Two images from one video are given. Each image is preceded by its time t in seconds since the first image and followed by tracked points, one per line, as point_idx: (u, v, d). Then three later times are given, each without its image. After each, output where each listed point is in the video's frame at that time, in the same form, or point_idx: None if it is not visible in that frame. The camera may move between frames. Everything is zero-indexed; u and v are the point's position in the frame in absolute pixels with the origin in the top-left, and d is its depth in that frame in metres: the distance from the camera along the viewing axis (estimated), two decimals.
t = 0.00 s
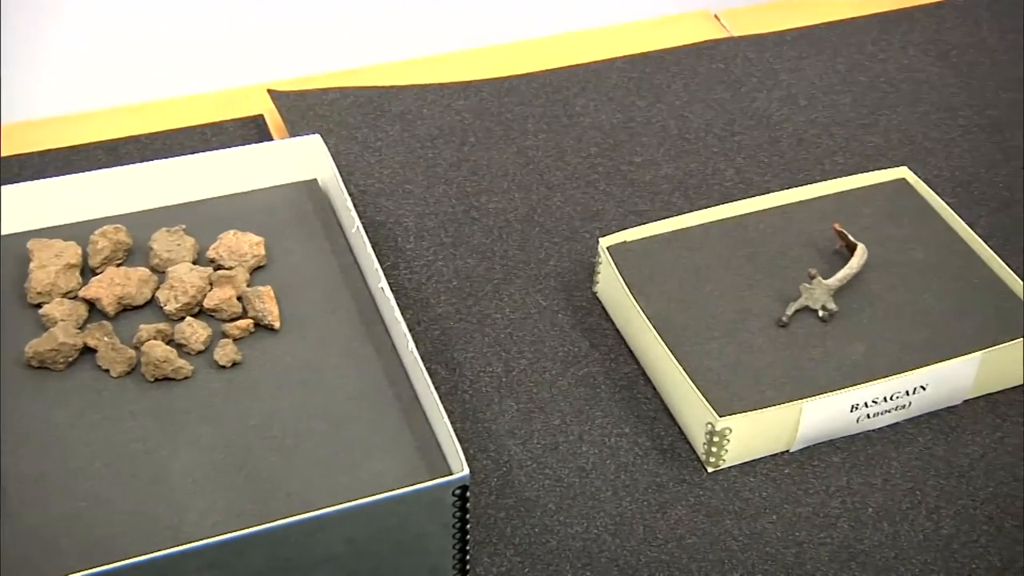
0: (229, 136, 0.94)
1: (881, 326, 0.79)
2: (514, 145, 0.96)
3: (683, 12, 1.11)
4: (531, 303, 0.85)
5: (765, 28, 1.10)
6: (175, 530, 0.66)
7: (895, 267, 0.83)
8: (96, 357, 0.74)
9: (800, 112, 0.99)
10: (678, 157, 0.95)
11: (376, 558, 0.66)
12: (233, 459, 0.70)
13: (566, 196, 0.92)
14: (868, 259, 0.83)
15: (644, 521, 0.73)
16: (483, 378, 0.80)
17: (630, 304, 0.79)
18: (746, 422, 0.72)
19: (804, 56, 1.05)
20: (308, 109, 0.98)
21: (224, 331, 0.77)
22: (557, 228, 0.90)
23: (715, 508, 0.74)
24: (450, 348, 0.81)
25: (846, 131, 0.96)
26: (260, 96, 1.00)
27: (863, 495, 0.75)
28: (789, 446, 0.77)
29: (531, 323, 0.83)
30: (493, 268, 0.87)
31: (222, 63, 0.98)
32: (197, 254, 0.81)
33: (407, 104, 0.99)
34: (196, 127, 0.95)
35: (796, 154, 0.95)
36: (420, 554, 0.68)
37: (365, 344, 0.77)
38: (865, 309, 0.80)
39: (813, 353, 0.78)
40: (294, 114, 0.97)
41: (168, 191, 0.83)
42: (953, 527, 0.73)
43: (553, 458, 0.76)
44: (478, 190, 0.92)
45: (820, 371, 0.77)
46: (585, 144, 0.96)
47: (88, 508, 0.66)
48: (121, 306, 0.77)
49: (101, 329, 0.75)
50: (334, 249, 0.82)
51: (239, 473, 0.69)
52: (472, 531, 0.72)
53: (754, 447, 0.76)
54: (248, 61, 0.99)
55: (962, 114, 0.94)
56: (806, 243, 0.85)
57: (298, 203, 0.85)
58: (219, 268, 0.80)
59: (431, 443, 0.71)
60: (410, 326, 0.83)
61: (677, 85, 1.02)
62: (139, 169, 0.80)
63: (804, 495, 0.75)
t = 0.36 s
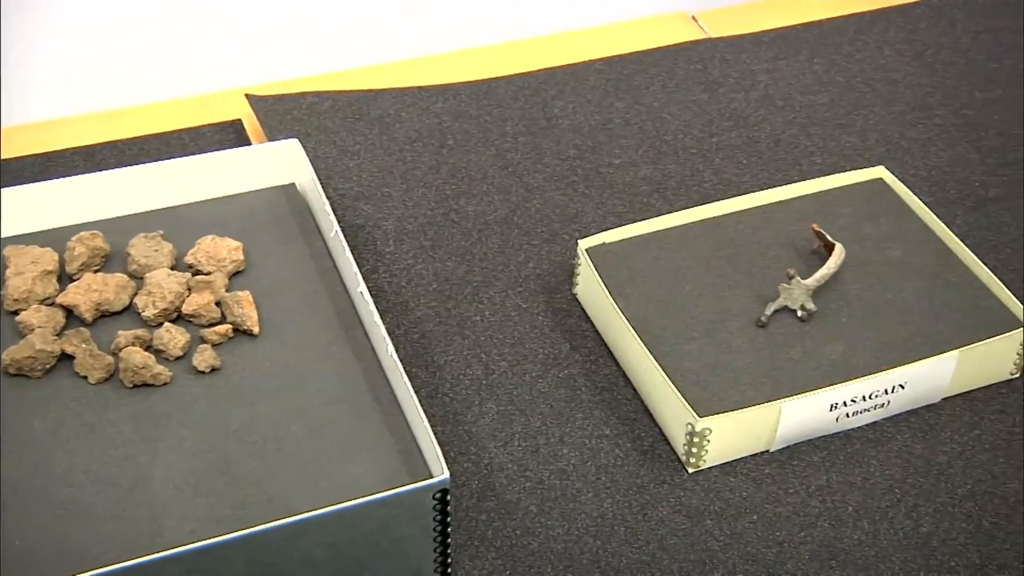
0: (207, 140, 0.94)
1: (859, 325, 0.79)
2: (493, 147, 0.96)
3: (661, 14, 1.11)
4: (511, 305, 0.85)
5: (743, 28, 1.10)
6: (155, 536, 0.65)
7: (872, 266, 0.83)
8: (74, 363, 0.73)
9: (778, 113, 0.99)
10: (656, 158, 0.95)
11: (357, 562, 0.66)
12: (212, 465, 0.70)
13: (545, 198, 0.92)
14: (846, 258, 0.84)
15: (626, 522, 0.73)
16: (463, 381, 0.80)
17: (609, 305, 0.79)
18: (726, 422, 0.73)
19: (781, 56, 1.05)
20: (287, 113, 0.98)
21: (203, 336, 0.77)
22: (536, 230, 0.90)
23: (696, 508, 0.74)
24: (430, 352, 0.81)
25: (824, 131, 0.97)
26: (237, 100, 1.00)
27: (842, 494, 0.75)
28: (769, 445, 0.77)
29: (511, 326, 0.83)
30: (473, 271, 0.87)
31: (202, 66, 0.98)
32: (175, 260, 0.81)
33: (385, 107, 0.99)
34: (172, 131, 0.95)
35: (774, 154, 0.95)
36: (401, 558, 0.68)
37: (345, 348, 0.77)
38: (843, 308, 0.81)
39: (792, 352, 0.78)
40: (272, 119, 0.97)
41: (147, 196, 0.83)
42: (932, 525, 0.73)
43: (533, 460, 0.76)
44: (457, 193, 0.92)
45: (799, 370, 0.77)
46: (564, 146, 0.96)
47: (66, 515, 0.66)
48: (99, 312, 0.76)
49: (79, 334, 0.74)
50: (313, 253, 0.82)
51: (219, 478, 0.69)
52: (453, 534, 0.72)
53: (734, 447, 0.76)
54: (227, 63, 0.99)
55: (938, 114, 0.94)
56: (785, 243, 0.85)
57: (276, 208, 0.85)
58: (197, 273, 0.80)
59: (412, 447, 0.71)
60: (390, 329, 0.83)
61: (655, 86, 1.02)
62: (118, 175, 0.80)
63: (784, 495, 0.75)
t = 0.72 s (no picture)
0: (188, 145, 0.94)
1: (840, 325, 0.80)
2: (475, 149, 0.96)
3: (641, 15, 1.11)
4: (494, 307, 0.85)
5: (723, 29, 1.11)
6: (138, 541, 0.65)
7: (854, 265, 0.83)
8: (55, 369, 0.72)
9: (759, 113, 0.99)
10: (638, 159, 0.95)
11: (341, 565, 0.66)
12: (195, 469, 0.69)
13: (527, 200, 0.92)
14: (827, 257, 0.84)
15: (610, 523, 0.73)
16: (446, 383, 0.80)
17: (591, 306, 0.80)
18: (709, 422, 0.73)
19: (761, 57, 1.05)
20: (268, 117, 0.97)
21: (184, 341, 0.77)
22: (519, 232, 0.90)
23: (679, 508, 0.74)
24: (413, 354, 0.81)
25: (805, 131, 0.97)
26: (219, 104, 1.00)
27: (825, 493, 0.75)
28: (752, 445, 0.77)
29: (494, 327, 0.83)
30: (455, 273, 0.87)
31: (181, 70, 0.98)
32: (156, 264, 0.81)
33: (366, 109, 0.99)
34: (152, 136, 0.94)
35: (755, 155, 0.95)
36: (384, 561, 0.67)
37: (328, 351, 0.77)
38: (825, 308, 0.81)
39: (774, 352, 0.78)
40: (253, 123, 0.97)
41: (126, 199, 0.83)
42: (915, 522, 0.74)
43: (517, 461, 0.76)
44: (439, 195, 0.92)
45: (782, 370, 0.77)
46: (545, 147, 0.96)
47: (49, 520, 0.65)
48: (79, 317, 0.76)
49: (59, 341, 0.74)
50: (294, 257, 0.82)
51: (202, 482, 0.69)
52: (437, 537, 0.72)
53: (717, 446, 0.76)
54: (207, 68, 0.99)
55: (918, 114, 0.95)
56: (767, 243, 0.85)
57: (257, 211, 0.85)
58: (179, 277, 0.80)
59: (395, 450, 0.71)
60: (373, 332, 0.82)
61: (637, 88, 1.02)
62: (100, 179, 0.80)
63: (768, 494, 0.75)
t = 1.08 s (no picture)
0: (165, 149, 0.93)
1: (820, 323, 0.80)
2: (453, 151, 0.96)
3: (617, 16, 1.11)
4: (473, 309, 0.85)
5: (700, 29, 1.11)
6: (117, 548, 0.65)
7: (832, 264, 0.84)
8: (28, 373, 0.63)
9: (737, 113, 1.00)
10: (616, 160, 0.95)
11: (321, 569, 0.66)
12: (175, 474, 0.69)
13: (506, 202, 0.92)
14: (806, 256, 0.84)
15: (591, 523, 0.73)
16: (426, 385, 0.80)
17: (571, 307, 0.80)
18: (689, 421, 0.73)
19: (738, 57, 1.05)
20: (245, 120, 0.97)
21: (163, 345, 0.75)
22: (498, 233, 0.90)
23: (660, 508, 0.74)
24: (392, 357, 0.81)
25: (783, 131, 0.97)
26: (197, 108, 0.99)
27: (805, 491, 0.76)
28: (732, 444, 0.77)
29: (474, 329, 0.83)
30: (434, 275, 0.87)
31: (160, 74, 0.97)
32: (134, 268, 0.81)
33: (344, 112, 0.99)
34: (131, 141, 0.94)
35: (733, 155, 0.95)
36: (365, 564, 0.67)
37: (307, 355, 0.76)
38: (803, 307, 0.81)
39: (754, 351, 0.78)
40: (230, 126, 0.97)
41: (103, 204, 0.83)
42: (894, 519, 0.74)
43: (497, 463, 0.76)
44: (418, 197, 0.92)
45: (761, 369, 0.77)
46: (524, 149, 0.96)
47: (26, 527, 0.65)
48: (56, 323, 0.70)
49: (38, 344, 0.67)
50: (273, 261, 0.82)
51: (181, 488, 0.68)
52: (418, 539, 0.72)
53: (697, 446, 0.76)
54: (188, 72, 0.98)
55: (895, 112, 0.98)
56: (745, 242, 0.85)
57: (235, 215, 0.85)
58: (156, 282, 0.80)
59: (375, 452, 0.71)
60: (352, 335, 0.82)
61: (614, 88, 1.02)
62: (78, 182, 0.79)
63: (748, 493, 0.75)
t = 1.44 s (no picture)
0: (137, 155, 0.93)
1: (793, 322, 0.80)
2: (427, 154, 0.96)
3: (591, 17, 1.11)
4: (448, 311, 0.85)
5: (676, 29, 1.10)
6: (91, 556, 0.64)
7: (804, 263, 0.84)
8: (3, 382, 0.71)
9: (708, 113, 1.00)
10: (590, 161, 0.95)
11: (296, 573, 0.66)
12: (149, 481, 0.69)
13: (480, 204, 0.92)
14: (778, 255, 0.84)
15: (567, 524, 0.73)
16: (402, 389, 0.80)
17: (545, 309, 0.80)
18: (663, 421, 0.73)
19: (710, 57, 1.06)
20: (217, 125, 0.97)
21: (135, 351, 0.76)
22: (472, 236, 0.90)
23: (636, 508, 0.75)
24: (367, 360, 0.81)
25: (755, 130, 0.97)
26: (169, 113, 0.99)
27: (781, 489, 0.76)
28: (707, 443, 0.78)
29: (449, 332, 0.83)
30: (409, 278, 0.87)
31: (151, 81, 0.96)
32: (106, 275, 0.80)
33: (317, 116, 0.99)
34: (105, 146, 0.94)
35: (705, 155, 0.96)
36: (340, 568, 0.67)
37: (281, 360, 0.76)
38: (776, 305, 0.81)
39: (727, 350, 0.78)
40: (202, 131, 0.96)
41: (76, 210, 0.82)
42: (868, 516, 0.74)
43: (473, 465, 0.76)
44: (391, 200, 0.92)
45: (735, 369, 0.77)
46: (497, 151, 0.97)
47: None
48: (28, 330, 0.75)
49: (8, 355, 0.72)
50: (246, 265, 0.82)
51: (155, 494, 0.68)
52: (394, 543, 0.72)
53: (672, 446, 0.76)
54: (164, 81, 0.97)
55: (866, 109, 0.99)
56: (718, 242, 0.85)
57: (208, 220, 0.85)
58: (129, 288, 0.79)
59: (349, 456, 0.71)
60: (327, 339, 0.82)
61: (587, 90, 1.02)
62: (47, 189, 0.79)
63: (724, 492, 0.76)
